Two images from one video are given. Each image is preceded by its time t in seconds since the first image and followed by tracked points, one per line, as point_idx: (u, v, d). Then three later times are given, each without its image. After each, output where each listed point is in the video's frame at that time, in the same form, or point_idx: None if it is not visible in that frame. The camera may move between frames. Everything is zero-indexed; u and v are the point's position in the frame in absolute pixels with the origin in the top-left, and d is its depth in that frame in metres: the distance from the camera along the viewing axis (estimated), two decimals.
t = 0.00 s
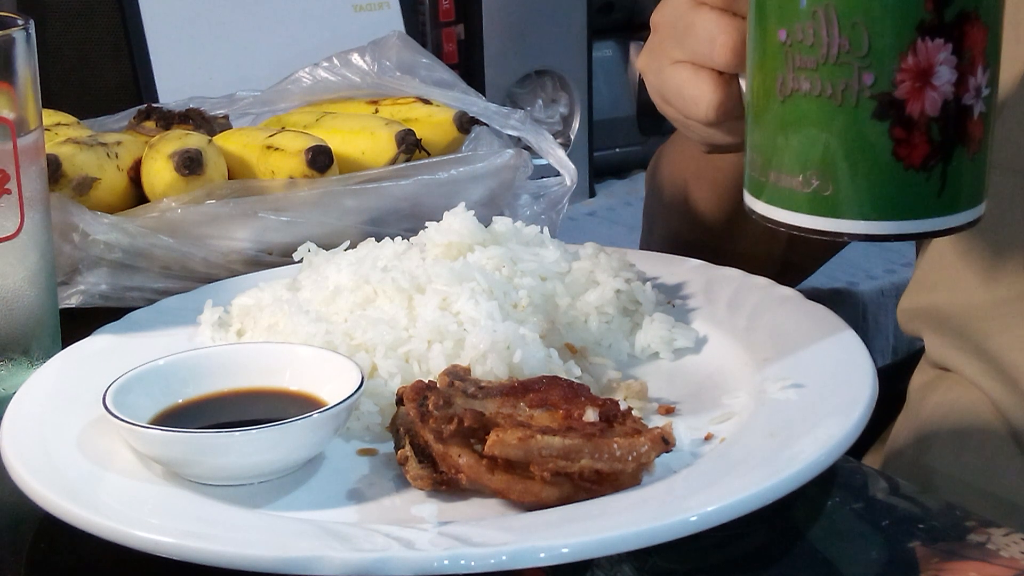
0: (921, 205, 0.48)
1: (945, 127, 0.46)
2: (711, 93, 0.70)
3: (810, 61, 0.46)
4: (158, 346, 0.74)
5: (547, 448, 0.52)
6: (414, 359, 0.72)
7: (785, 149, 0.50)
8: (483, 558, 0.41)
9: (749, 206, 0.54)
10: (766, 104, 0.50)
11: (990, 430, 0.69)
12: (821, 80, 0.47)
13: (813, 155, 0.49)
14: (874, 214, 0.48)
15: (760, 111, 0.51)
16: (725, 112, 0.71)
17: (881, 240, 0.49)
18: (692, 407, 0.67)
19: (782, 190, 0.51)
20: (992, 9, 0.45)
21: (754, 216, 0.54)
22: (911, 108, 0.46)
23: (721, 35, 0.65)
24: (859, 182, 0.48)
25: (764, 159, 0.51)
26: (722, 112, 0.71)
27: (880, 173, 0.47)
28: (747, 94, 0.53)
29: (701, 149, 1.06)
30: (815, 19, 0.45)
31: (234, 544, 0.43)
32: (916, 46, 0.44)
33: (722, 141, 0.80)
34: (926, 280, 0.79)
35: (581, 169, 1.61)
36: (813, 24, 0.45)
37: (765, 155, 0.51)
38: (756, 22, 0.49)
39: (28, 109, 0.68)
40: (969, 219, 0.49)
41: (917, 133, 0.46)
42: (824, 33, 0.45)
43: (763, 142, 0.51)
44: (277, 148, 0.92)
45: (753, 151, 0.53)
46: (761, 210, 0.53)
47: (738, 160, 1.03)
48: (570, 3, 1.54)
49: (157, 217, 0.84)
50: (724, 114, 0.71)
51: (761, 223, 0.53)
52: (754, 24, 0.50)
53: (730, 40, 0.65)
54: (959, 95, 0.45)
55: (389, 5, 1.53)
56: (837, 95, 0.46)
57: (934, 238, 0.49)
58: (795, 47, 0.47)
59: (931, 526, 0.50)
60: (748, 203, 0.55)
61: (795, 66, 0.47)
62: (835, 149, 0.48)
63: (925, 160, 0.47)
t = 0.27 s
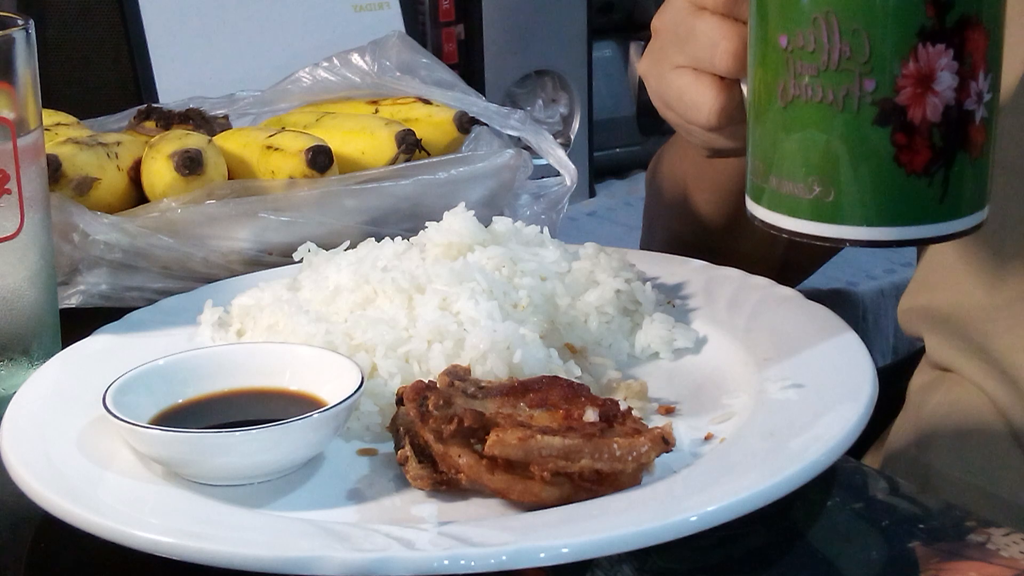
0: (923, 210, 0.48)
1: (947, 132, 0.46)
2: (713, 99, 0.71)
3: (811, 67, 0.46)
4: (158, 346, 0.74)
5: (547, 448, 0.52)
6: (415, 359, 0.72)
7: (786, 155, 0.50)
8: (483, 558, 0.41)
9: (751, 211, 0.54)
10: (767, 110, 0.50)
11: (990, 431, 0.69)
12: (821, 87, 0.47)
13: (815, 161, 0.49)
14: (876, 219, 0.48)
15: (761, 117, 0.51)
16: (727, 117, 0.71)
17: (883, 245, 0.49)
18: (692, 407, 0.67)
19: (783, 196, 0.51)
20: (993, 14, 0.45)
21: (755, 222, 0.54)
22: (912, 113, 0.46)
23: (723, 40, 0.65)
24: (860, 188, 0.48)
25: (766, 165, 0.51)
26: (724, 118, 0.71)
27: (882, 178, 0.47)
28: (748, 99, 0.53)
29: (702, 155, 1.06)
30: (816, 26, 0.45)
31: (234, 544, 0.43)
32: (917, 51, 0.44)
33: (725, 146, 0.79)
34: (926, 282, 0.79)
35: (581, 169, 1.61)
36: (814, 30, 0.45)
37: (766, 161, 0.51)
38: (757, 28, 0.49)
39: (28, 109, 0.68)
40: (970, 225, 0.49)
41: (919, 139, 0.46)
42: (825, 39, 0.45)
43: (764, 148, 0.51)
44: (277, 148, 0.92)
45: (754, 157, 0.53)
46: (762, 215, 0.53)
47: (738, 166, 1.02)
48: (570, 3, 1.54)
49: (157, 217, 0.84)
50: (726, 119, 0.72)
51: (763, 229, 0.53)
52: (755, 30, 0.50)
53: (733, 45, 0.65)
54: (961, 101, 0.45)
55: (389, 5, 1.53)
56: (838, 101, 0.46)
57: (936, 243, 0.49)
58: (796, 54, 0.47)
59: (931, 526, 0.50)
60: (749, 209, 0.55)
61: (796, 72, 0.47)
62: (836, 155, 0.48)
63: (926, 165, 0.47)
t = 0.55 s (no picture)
0: (925, 213, 0.48)
1: (948, 135, 0.46)
2: (714, 102, 0.71)
3: (813, 70, 0.46)
4: (158, 346, 0.74)
5: (547, 448, 0.52)
6: (415, 359, 0.72)
7: (788, 158, 0.50)
8: (482, 558, 0.41)
9: (753, 214, 0.54)
10: (769, 113, 0.50)
11: (988, 431, 0.69)
12: (823, 90, 0.47)
13: (816, 164, 0.49)
14: (878, 222, 0.48)
15: (762, 119, 0.51)
16: (729, 120, 0.71)
17: (885, 248, 0.49)
18: (692, 407, 0.67)
19: (785, 199, 0.51)
20: (994, 16, 0.45)
21: (757, 224, 0.54)
22: (914, 116, 0.46)
23: (725, 42, 0.65)
24: (862, 191, 0.48)
25: (768, 168, 0.51)
26: (725, 120, 0.72)
27: (884, 181, 0.47)
28: (749, 102, 0.53)
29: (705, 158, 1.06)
30: (817, 29, 0.45)
31: (234, 544, 0.43)
32: (919, 54, 0.44)
33: (725, 148, 0.79)
34: (925, 282, 0.79)
35: (581, 169, 1.61)
36: (816, 33, 0.45)
37: (768, 164, 0.51)
38: (758, 30, 0.49)
39: (28, 109, 0.68)
40: (972, 227, 0.49)
41: (920, 142, 0.46)
42: (827, 42, 0.45)
43: (766, 151, 0.51)
44: (277, 148, 0.92)
45: (756, 160, 0.53)
46: (763, 218, 0.53)
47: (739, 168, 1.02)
48: (570, 3, 1.54)
49: (157, 217, 0.84)
50: (727, 121, 0.72)
51: (764, 231, 0.53)
52: (757, 33, 0.50)
53: (735, 47, 0.65)
54: (963, 103, 0.45)
55: (389, 6, 1.53)
56: (839, 104, 0.46)
57: (938, 246, 0.49)
58: (798, 57, 0.47)
59: (931, 526, 0.50)
60: (751, 211, 0.55)
61: (798, 75, 0.47)
62: (838, 158, 0.48)
63: (928, 168, 0.47)
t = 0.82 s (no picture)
0: (921, 216, 0.48)
1: (944, 138, 0.46)
2: (712, 105, 0.71)
3: (809, 73, 0.46)
4: (158, 346, 0.74)
5: (547, 448, 0.52)
6: (415, 359, 0.72)
7: (784, 161, 0.50)
8: (483, 557, 0.41)
9: (749, 216, 0.54)
10: (765, 115, 0.50)
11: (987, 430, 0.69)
12: (819, 93, 0.47)
13: (813, 167, 0.49)
14: (873, 225, 0.48)
15: (758, 122, 0.51)
16: (727, 122, 0.71)
17: (881, 251, 0.49)
18: (692, 407, 0.67)
19: (782, 201, 0.51)
20: (991, 19, 0.45)
21: (754, 227, 0.54)
22: (910, 120, 0.46)
23: (723, 44, 0.65)
24: (858, 194, 0.48)
25: (764, 171, 0.51)
26: (723, 122, 0.71)
27: (880, 184, 0.47)
28: (746, 105, 0.53)
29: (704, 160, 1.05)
30: (813, 32, 0.45)
31: (234, 544, 0.43)
32: (914, 58, 0.44)
33: (724, 150, 0.79)
34: (923, 281, 0.79)
35: (581, 168, 1.61)
36: (812, 36, 0.45)
37: (765, 166, 0.51)
38: (755, 33, 0.49)
39: (28, 109, 0.68)
40: (969, 230, 0.49)
41: (916, 145, 0.46)
42: (823, 45, 0.45)
43: (763, 154, 0.51)
44: (277, 148, 0.92)
45: (752, 163, 0.53)
46: (759, 220, 0.53)
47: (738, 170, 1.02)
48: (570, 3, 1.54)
49: (157, 217, 0.84)
50: (725, 123, 0.72)
51: (761, 234, 0.53)
52: (753, 36, 0.50)
53: (732, 50, 0.65)
54: (959, 106, 0.45)
55: (389, 6, 1.53)
56: (835, 107, 0.46)
57: (934, 249, 0.49)
58: (794, 59, 0.47)
59: (930, 526, 0.50)
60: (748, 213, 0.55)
61: (794, 78, 0.47)
62: (834, 161, 0.48)
63: (925, 171, 0.47)
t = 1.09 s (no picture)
0: (923, 207, 0.48)
1: (947, 128, 0.46)
2: (715, 96, 0.70)
3: (811, 63, 0.46)
4: (158, 346, 0.74)
5: (547, 448, 0.52)
6: (415, 359, 0.72)
7: (786, 151, 0.50)
8: (483, 558, 0.41)
9: (752, 208, 0.54)
10: (768, 105, 0.50)
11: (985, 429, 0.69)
12: (822, 83, 0.47)
13: (815, 157, 0.49)
14: (875, 215, 0.48)
15: (761, 114, 0.51)
16: (729, 114, 0.71)
17: (883, 241, 0.49)
18: (692, 407, 0.67)
19: (784, 192, 0.51)
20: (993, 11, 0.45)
21: (757, 218, 0.54)
22: (912, 109, 0.46)
23: (725, 36, 0.66)
24: (861, 183, 0.48)
25: (767, 162, 0.51)
26: (726, 114, 0.71)
27: (883, 174, 0.47)
28: (748, 97, 0.53)
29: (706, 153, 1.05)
30: (815, 22, 0.45)
31: (234, 545, 0.43)
32: (917, 47, 0.44)
33: (727, 143, 0.79)
34: (923, 280, 0.79)
35: (581, 168, 1.61)
36: (814, 26, 0.45)
37: (767, 157, 0.51)
38: (758, 25, 0.49)
39: (28, 109, 0.68)
40: (971, 220, 0.49)
41: (919, 135, 0.46)
42: (825, 35, 0.45)
43: (765, 144, 0.51)
44: (277, 148, 0.92)
45: (755, 154, 0.53)
46: (763, 212, 0.53)
47: (738, 169, 1.01)
48: (570, 3, 1.54)
49: (157, 218, 0.84)
50: (728, 116, 0.72)
51: (764, 225, 0.53)
52: (756, 27, 0.50)
53: (734, 41, 0.65)
54: (961, 96, 0.45)
55: (389, 6, 1.53)
56: (838, 97, 0.46)
57: (936, 239, 0.49)
58: (796, 49, 0.47)
59: (930, 526, 0.50)
60: (750, 205, 0.55)
61: (797, 68, 0.47)
62: (836, 151, 0.48)
63: (927, 161, 0.47)
